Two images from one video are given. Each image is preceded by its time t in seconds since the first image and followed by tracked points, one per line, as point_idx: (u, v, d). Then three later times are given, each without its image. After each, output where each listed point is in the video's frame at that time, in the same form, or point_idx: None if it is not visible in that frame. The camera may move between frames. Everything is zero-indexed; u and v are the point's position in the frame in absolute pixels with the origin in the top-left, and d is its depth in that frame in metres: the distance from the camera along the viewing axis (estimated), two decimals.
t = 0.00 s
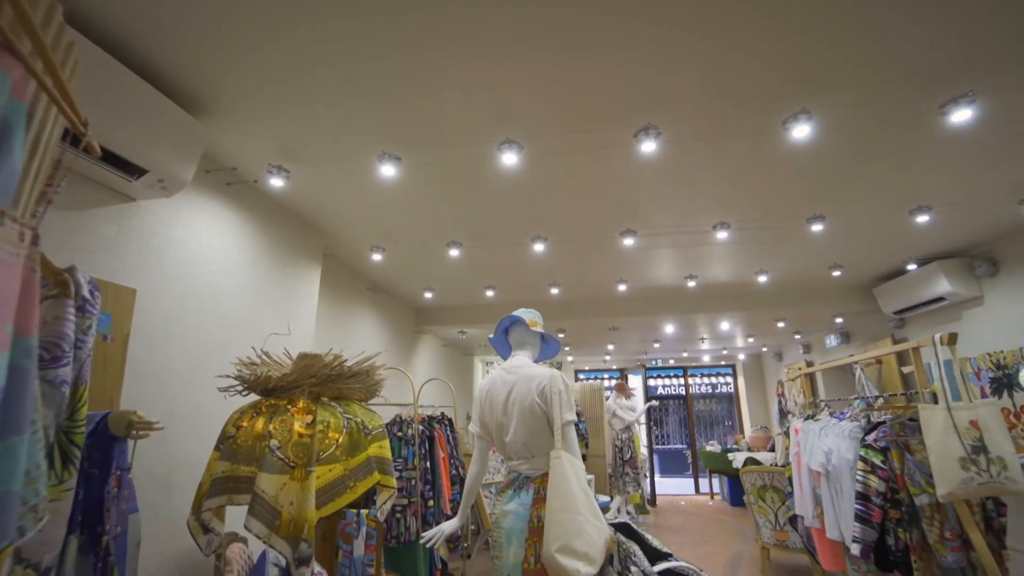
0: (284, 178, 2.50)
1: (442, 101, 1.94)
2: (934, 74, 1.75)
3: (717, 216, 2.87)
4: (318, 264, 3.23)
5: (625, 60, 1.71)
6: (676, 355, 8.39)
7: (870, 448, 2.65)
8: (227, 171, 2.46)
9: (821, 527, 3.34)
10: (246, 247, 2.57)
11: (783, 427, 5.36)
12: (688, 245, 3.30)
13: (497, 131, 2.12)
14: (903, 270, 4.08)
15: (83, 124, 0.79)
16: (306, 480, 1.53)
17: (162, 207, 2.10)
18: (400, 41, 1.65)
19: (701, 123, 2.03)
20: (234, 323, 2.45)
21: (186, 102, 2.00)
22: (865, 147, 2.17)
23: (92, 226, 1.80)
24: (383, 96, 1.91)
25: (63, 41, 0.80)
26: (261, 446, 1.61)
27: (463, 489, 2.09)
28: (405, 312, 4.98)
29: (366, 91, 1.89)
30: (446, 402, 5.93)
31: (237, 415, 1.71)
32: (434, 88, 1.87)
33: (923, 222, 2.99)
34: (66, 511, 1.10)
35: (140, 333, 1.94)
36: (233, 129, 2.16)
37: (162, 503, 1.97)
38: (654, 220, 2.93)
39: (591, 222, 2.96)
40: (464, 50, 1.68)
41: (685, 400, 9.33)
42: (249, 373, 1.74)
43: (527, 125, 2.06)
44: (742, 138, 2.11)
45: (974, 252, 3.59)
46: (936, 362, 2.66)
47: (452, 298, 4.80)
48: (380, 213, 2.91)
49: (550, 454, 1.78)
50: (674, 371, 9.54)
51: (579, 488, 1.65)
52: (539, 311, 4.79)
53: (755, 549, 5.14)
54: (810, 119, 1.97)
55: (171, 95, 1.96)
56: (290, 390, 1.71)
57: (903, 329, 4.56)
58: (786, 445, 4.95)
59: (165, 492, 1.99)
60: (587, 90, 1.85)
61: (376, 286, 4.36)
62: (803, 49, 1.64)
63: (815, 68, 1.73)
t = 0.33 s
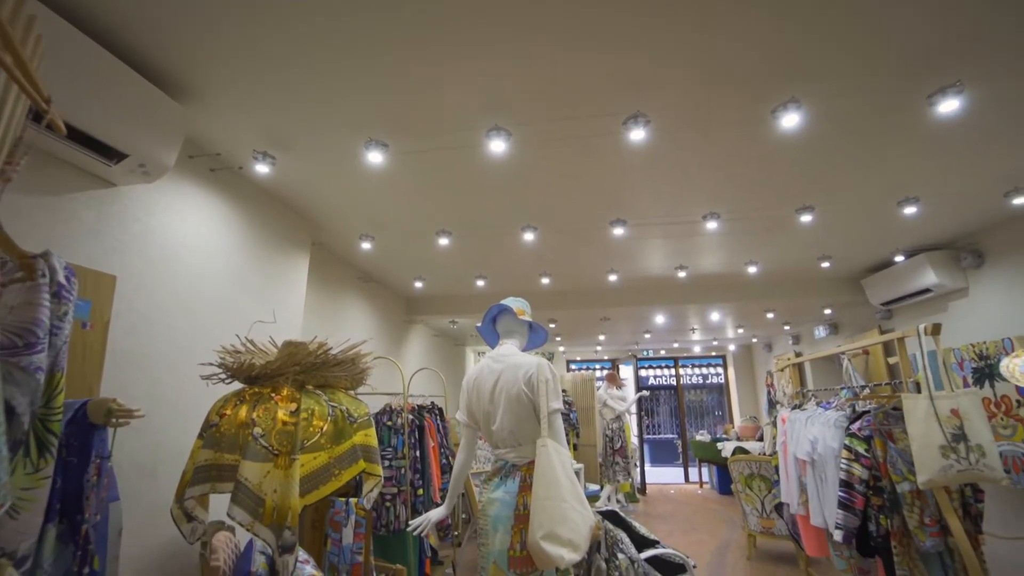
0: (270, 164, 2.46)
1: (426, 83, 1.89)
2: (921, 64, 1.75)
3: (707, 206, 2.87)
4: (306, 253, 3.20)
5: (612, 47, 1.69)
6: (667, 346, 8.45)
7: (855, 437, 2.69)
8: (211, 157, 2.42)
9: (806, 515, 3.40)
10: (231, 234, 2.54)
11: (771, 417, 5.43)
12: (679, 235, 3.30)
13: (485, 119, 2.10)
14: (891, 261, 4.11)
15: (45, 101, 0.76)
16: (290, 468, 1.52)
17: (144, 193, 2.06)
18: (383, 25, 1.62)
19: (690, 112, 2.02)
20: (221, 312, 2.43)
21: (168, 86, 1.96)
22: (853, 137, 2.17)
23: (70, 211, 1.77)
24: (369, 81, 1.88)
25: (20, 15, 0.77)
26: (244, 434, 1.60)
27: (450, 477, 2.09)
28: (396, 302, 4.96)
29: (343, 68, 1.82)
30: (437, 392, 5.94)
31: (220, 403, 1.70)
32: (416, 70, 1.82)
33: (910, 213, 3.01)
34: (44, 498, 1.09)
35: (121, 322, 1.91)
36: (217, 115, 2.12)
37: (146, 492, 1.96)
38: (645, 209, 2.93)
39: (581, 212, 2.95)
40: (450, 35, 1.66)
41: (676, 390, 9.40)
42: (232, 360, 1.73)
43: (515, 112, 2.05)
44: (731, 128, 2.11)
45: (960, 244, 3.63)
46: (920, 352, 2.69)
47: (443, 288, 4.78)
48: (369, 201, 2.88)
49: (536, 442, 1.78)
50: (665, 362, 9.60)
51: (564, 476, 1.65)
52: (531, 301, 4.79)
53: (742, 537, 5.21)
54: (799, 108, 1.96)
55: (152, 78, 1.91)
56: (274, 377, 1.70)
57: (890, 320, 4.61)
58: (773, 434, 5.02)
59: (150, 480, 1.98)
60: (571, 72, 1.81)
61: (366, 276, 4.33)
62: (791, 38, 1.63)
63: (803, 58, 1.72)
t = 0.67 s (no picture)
0: (256, 151, 2.42)
1: (412, 69, 1.85)
2: (910, 54, 1.74)
3: (697, 195, 2.86)
4: (294, 243, 3.17)
5: (601, 34, 1.66)
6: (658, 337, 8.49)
7: (839, 426, 2.73)
8: (194, 142, 2.37)
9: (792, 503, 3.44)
10: (214, 221, 2.49)
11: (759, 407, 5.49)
12: (668, 225, 3.30)
13: (473, 105, 2.07)
14: (879, 253, 4.14)
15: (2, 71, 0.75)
16: (273, 456, 1.51)
17: (124, 178, 2.02)
18: (367, 8, 1.58)
19: (680, 100, 2.00)
20: (205, 300, 2.40)
21: (147, 69, 1.91)
22: (842, 128, 2.17)
23: (46, 197, 1.72)
24: (354, 66, 1.85)
25: None
26: (227, 422, 1.58)
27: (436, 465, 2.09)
28: (386, 291, 4.93)
29: (328, 53, 1.78)
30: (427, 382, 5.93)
31: (202, 391, 1.68)
32: (402, 55, 1.78)
33: (898, 205, 3.02)
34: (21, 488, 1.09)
35: (100, 309, 1.87)
36: (198, 99, 2.07)
37: (130, 481, 1.94)
38: (634, 199, 2.92)
39: (571, 200, 2.93)
40: (436, 20, 1.62)
41: (667, 381, 9.47)
42: (214, 348, 1.70)
43: (504, 99, 2.02)
44: (720, 117, 2.10)
45: (947, 236, 3.65)
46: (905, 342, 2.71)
47: (433, 278, 4.75)
48: (357, 189, 2.85)
49: (522, 431, 1.78)
50: (656, 353, 9.66)
51: (550, 465, 1.66)
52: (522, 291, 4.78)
53: (729, 524, 5.29)
54: (788, 97, 1.94)
55: (130, 60, 1.86)
56: (257, 365, 1.68)
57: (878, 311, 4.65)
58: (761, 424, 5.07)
59: (133, 469, 1.96)
60: (559, 59, 1.78)
61: (356, 266, 4.30)
62: (782, 26, 1.61)
63: (793, 46, 1.70)
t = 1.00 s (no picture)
0: (239, 137, 2.37)
1: (397, 53, 1.82)
2: (899, 43, 1.74)
3: (687, 185, 2.86)
4: (281, 231, 3.12)
5: (590, 20, 1.63)
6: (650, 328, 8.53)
7: (824, 416, 2.76)
8: (177, 128, 2.32)
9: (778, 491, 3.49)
10: (198, 207, 2.45)
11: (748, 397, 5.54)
12: (658, 215, 3.29)
13: (460, 91, 2.03)
14: (868, 245, 4.16)
15: None
16: (255, 445, 1.50)
17: (102, 164, 1.97)
18: None
19: (669, 88, 1.98)
20: (189, 288, 2.36)
21: (125, 51, 1.86)
22: (830, 117, 2.16)
23: (21, 179, 1.69)
24: (338, 51, 1.81)
25: None
26: (209, 411, 1.56)
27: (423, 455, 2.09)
28: (376, 281, 4.90)
29: (310, 35, 1.74)
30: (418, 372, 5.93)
31: (184, 380, 1.66)
32: (387, 39, 1.75)
33: (885, 196, 3.04)
34: None
35: (79, 296, 1.83)
36: (179, 83, 2.02)
37: (112, 471, 1.92)
38: (625, 189, 2.91)
39: (561, 189, 2.91)
40: None
41: (658, 371, 9.54)
42: (195, 336, 1.68)
43: (492, 85, 1.99)
44: (710, 105, 2.08)
45: (934, 228, 3.68)
46: (890, 333, 2.74)
47: (424, 267, 4.73)
48: (344, 176, 2.81)
49: (508, 420, 1.78)
50: (648, 344, 9.70)
51: (535, 453, 1.65)
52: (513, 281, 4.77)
53: (717, 513, 5.36)
54: (777, 86, 1.93)
55: (107, 42, 1.81)
56: (239, 354, 1.66)
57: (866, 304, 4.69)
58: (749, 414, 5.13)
59: (116, 459, 1.94)
60: (547, 44, 1.75)
61: (346, 255, 4.27)
62: (770, 14, 1.60)
63: (783, 34, 1.69)
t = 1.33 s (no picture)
0: (223, 122, 2.33)
1: (382, 36, 1.78)
2: (887, 31, 1.73)
3: (676, 174, 2.85)
4: (267, 219, 3.08)
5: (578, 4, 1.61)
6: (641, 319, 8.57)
7: (809, 405, 2.79)
8: (158, 113, 2.27)
9: (764, 480, 3.54)
10: (180, 194, 2.40)
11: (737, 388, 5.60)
12: (648, 205, 3.29)
13: (448, 77, 2.00)
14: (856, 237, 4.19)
15: None
16: (237, 433, 1.48)
17: (80, 149, 1.92)
18: None
19: (657, 74, 1.96)
20: (171, 275, 2.32)
21: (102, 32, 1.81)
22: (819, 106, 2.15)
23: None
24: (321, 34, 1.77)
25: None
26: (189, 399, 1.54)
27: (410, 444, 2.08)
28: (366, 271, 4.87)
29: (292, 18, 1.70)
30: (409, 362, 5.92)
31: (165, 367, 1.64)
32: (372, 22, 1.71)
33: (873, 187, 3.05)
34: None
35: (57, 282, 1.80)
36: (159, 66, 1.97)
37: (95, 461, 1.89)
38: (615, 178, 2.89)
39: (551, 178, 2.90)
40: None
41: (649, 363, 9.60)
42: (175, 324, 1.66)
43: (479, 70, 1.96)
44: (698, 93, 2.07)
45: (922, 220, 3.71)
46: (875, 324, 2.76)
47: (414, 257, 4.70)
48: (332, 164, 2.77)
49: (494, 408, 1.77)
50: (639, 335, 9.76)
51: (520, 441, 1.65)
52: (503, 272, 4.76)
53: (705, 501, 5.43)
54: (766, 73, 1.92)
55: (83, 22, 1.76)
56: (220, 342, 1.64)
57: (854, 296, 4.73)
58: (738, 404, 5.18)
59: (99, 449, 1.91)
60: (534, 29, 1.73)
61: (335, 244, 4.23)
62: None
63: (772, 20, 1.67)
